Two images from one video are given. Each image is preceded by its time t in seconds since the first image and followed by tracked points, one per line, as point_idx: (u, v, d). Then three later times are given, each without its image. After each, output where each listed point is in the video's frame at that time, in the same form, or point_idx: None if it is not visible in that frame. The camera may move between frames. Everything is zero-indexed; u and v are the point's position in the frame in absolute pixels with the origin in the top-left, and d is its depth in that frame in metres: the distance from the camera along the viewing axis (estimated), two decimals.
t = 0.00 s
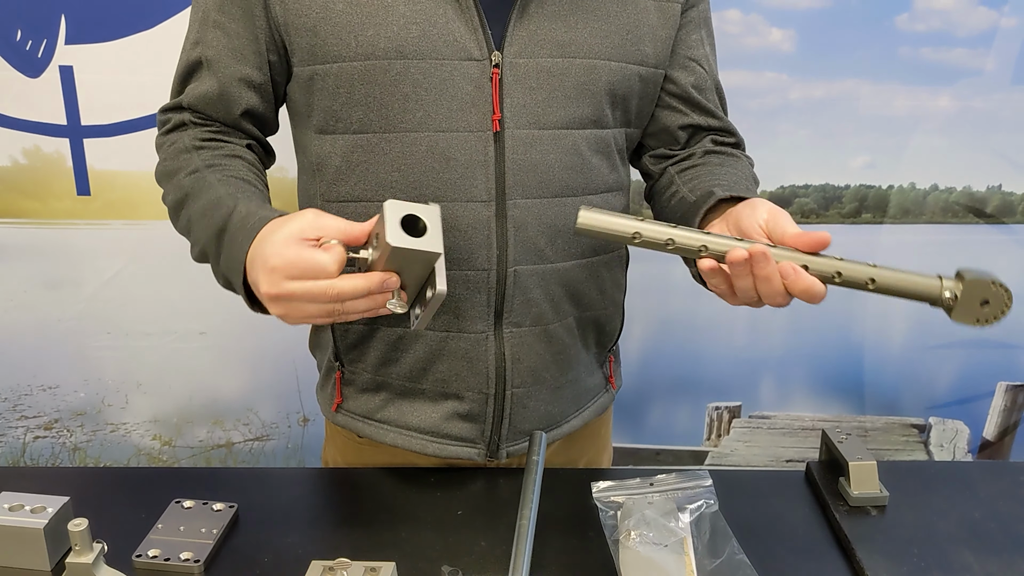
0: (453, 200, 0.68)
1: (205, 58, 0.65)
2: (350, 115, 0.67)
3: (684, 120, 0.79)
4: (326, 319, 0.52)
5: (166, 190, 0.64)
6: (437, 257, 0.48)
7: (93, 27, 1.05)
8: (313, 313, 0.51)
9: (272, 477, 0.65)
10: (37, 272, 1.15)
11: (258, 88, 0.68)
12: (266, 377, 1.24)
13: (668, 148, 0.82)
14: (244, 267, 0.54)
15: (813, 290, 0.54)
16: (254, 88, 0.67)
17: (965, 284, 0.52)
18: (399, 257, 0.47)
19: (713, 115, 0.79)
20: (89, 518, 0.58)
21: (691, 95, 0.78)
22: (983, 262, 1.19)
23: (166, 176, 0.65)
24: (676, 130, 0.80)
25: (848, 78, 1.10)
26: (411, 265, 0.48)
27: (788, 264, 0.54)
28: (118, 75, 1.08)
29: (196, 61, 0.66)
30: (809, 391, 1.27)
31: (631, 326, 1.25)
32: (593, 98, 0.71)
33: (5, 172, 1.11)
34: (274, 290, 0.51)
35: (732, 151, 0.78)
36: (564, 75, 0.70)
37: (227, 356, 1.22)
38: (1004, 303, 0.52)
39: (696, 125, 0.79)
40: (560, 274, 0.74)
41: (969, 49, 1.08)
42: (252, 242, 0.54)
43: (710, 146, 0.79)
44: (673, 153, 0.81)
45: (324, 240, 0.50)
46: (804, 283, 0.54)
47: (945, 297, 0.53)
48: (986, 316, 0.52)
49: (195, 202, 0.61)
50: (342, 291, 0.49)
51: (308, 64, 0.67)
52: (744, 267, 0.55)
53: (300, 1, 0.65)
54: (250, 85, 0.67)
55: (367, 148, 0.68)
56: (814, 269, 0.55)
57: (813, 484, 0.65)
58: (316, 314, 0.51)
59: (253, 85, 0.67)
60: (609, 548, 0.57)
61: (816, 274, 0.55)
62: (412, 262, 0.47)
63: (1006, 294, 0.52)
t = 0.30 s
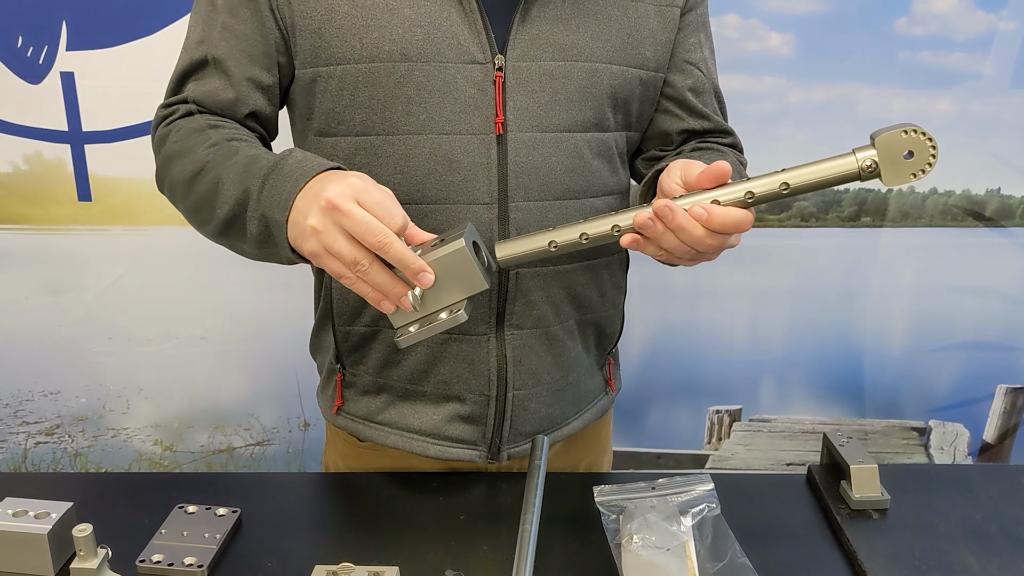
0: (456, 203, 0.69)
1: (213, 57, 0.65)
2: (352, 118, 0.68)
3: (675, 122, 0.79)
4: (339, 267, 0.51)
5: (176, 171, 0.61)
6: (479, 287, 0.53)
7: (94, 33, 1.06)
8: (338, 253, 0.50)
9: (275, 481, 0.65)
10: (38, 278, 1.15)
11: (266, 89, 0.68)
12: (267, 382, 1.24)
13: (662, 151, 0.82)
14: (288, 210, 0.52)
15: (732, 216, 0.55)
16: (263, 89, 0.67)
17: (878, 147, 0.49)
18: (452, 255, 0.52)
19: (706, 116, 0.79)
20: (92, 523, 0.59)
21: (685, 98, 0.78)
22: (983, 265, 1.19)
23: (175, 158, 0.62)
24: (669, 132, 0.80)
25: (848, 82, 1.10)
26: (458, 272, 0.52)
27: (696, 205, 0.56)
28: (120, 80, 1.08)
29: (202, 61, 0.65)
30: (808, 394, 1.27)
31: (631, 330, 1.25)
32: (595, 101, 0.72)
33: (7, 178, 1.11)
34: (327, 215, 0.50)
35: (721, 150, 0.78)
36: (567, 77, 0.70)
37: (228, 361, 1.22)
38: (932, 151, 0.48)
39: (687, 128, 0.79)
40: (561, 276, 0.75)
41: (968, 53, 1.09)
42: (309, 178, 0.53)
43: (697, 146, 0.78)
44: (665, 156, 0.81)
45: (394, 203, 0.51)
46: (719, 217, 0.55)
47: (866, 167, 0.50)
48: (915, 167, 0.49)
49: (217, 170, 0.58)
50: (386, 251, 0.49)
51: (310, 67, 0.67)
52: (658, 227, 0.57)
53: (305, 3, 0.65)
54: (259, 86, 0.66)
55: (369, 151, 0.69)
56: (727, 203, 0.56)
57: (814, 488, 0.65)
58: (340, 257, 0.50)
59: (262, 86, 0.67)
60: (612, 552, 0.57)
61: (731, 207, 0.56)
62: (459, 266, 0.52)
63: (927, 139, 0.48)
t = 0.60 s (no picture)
0: (459, 207, 0.69)
1: (215, 61, 0.64)
2: (355, 122, 0.68)
3: (673, 126, 0.79)
4: (351, 267, 0.51)
5: (181, 176, 0.61)
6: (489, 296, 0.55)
7: (94, 39, 1.06)
8: (351, 252, 0.50)
9: (276, 487, 0.65)
10: (39, 283, 1.15)
11: (269, 95, 0.68)
12: (268, 387, 1.23)
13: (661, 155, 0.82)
14: (303, 207, 0.52)
15: (712, 222, 0.55)
16: (265, 95, 0.67)
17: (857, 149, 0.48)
18: (465, 263, 0.54)
19: (705, 120, 0.78)
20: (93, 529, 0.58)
21: (685, 101, 0.78)
22: (984, 269, 1.19)
23: (179, 162, 0.61)
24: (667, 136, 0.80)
25: (847, 86, 1.11)
26: (469, 279, 0.54)
27: (678, 211, 0.56)
28: (120, 86, 1.08)
29: (205, 64, 0.65)
30: (810, 397, 1.27)
31: (633, 334, 1.25)
32: (597, 105, 0.72)
33: (7, 183, 1.11)
34: (343, 214, 0.50)
35: (718, 154, 0.77)
36: (569, 81, 0.70)
37: (229, 366, 1.22)
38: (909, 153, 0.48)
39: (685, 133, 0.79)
40: (564, 280, 0.75)
41: (968, 57, 1.09)
42: (325, 180, 0.53)
43: (693, 151, 0.78)
44: (663, 160, 0.82)
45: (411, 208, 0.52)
46: (700, 223, 0.55)
47: (844, 171, 0.49)
48: (893, 170, 0.48)
49: (226, 174, 0.58)
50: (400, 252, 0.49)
51: (313, 71, 0.67)
52: (641, 234, 0.56)
53: (308, 8, 0.66)
54: (262, 91, 0.67)
55: (372, 155, 0.69)
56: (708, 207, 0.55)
57: (817, 492, 0.65)
58: (354, 256, 0.50)
59: (265, 91, 0.67)
60: (615, 557, 0.57)
61: (711, 212, 0.55)
62: (470, 274, 0.54)
63: (905, 141, 0.47)
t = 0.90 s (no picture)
0: (457, 210, 0.69)
1: (218, 64, 0.64)
2: (353, 125, 0.68)
3: (671, 130, 0.79)
4: (360, 267, 0.51)
5: (189, 179, 0.60)
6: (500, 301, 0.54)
7: (94, 43, 1.06)
8: (360, 253, 0.50)
9: (277, 492, 0.64)
10: (39, 287, 1.15)
11: (273, 98, 0.68)
12: (268, 391, 1.23)
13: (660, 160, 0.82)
14: (315, 206, 0.52)
15: (652, 235, 0.54)
16: (270, 97, 0.67)
17: (789, 157, 0.47)
18: (477, 265, 0.53)
19: (703, 124, 0.78)
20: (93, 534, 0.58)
21: (684, 105, 0.78)
22: (986, 272, 1.19)
23: (186, 166, 0.61)
24: (665, 140, 0.80)
25: (848, 89, 1.11)
26: (481, 282, 0.54)
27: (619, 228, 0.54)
28: (120, 89, 1.08)
29: (208, 67, 0.65)
30: (811, 401, 1.27)
31: (633, 338, 1.25)
32: (596, 108, 0.72)
33: (8, 187, 1.11)
34: (353, 215, 0.50)
35: (713, 159, 0.76)
36: (568, 84, 0.70)
37: (230, 370, 1.22)
38: (840, 156, 0.46)
39: (683, 137, 0.78)
40: (562, 283, 0.75)
41: (969, 59, 1.09)
42: (335, 182, 0.53)
43: (689, 156, 0.78)
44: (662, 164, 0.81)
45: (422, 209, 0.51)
46: (639, 236, 0.53)
47: (779, 178, 0.47)
48: (826, 175, 0.47)
49: (235, 176, 0.58)
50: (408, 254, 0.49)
51: (312, 74, 0.67)
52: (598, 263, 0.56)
53: (307, 12, 0.66)
54: (266, 94, 0.67)
55: (370, 158, 0.69)
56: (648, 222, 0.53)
57: (821, 497, 0.64)
58: (363, 256, 0.50)
59: (269, 94, 0.67)
60: (618, 562, 0.56)
61: (651, 226, 0.54)
62: (482, 276, 0.53)
63: (838, 146, 0.46)
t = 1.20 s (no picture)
0: (450, 215, 0.69)
1: (219, 68, 0.64)
2: (348, 129, 0.68)
3: (665, 136, 0.79)
4: (363, 273, 0.50)
5: (193, 186, 0.60)
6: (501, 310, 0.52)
7: (94, 46, 1.06)
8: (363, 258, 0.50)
9: (277, 497, 0.64)
10: (39, 290, 1.15)
11: (273, 100, 0.68)
12: (267, 394, 1.23)
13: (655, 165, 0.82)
14: (321, 211, 0.52)
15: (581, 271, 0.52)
16: (270, 100, 0.67)
17: (715, 197, 0.46)
18: (478, 274, 0.52)
19: (697, 130, 0.77)
20: (93, 539, 0.58)
21: (679, 111, 0.77)
22: (987, 275, 1.19)
23: (189, 172, 0.61)
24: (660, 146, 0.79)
25: (848, 92, 1.11)
26: (481, 290, 0.52)
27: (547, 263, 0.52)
28: (119, 93, 1.08)
29: (208, 71, 0.65)
30: (812, 404, 1.26)
31: (633, 341, 1.25)
32: (591, 113, 0.72)
33: (8, 191, 1.11)
34: (357, 221, 0.50)
35: (703, 168, 0.76)
36: (562, 89, 0.70)
37: (229, 373, 1.22)
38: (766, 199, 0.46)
39: (676, 143, 0.78)
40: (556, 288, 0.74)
41: (970, 62, 1.09)
42: (338, 189, 0.53)
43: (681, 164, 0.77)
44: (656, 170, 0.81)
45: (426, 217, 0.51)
46: (568, 271, 0.52)
47: (706, 218, 0.47)
48: (752, 216, 0.46)
49: (241, 182, 0.58)
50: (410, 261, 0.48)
51: (307, 78, 0.67)
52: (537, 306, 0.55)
53: (302, 15, 0.66)
54: (267, 97, 0.67)
55: (365, 162, 0.69)
56: (578, 256, 0.53)
57: (822, 501, 0.64)
58: (366, 262, 0.50)
59: (270, 98, 0.67)
60: (619, 566, 0.56)
61: (581, 260, 0.53)
62: (484, 285, 0.52)
63: (762, 185, 0.46)
